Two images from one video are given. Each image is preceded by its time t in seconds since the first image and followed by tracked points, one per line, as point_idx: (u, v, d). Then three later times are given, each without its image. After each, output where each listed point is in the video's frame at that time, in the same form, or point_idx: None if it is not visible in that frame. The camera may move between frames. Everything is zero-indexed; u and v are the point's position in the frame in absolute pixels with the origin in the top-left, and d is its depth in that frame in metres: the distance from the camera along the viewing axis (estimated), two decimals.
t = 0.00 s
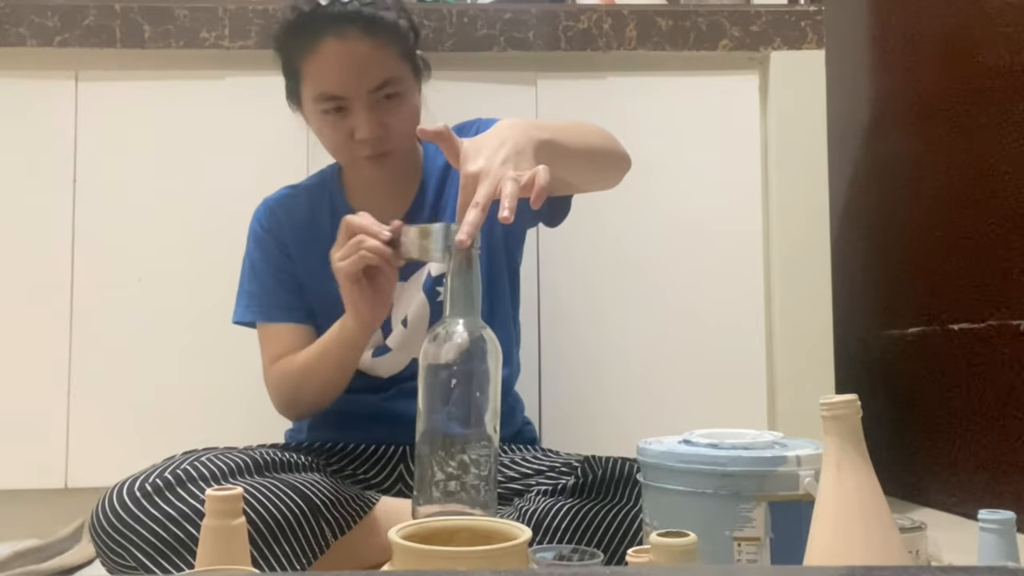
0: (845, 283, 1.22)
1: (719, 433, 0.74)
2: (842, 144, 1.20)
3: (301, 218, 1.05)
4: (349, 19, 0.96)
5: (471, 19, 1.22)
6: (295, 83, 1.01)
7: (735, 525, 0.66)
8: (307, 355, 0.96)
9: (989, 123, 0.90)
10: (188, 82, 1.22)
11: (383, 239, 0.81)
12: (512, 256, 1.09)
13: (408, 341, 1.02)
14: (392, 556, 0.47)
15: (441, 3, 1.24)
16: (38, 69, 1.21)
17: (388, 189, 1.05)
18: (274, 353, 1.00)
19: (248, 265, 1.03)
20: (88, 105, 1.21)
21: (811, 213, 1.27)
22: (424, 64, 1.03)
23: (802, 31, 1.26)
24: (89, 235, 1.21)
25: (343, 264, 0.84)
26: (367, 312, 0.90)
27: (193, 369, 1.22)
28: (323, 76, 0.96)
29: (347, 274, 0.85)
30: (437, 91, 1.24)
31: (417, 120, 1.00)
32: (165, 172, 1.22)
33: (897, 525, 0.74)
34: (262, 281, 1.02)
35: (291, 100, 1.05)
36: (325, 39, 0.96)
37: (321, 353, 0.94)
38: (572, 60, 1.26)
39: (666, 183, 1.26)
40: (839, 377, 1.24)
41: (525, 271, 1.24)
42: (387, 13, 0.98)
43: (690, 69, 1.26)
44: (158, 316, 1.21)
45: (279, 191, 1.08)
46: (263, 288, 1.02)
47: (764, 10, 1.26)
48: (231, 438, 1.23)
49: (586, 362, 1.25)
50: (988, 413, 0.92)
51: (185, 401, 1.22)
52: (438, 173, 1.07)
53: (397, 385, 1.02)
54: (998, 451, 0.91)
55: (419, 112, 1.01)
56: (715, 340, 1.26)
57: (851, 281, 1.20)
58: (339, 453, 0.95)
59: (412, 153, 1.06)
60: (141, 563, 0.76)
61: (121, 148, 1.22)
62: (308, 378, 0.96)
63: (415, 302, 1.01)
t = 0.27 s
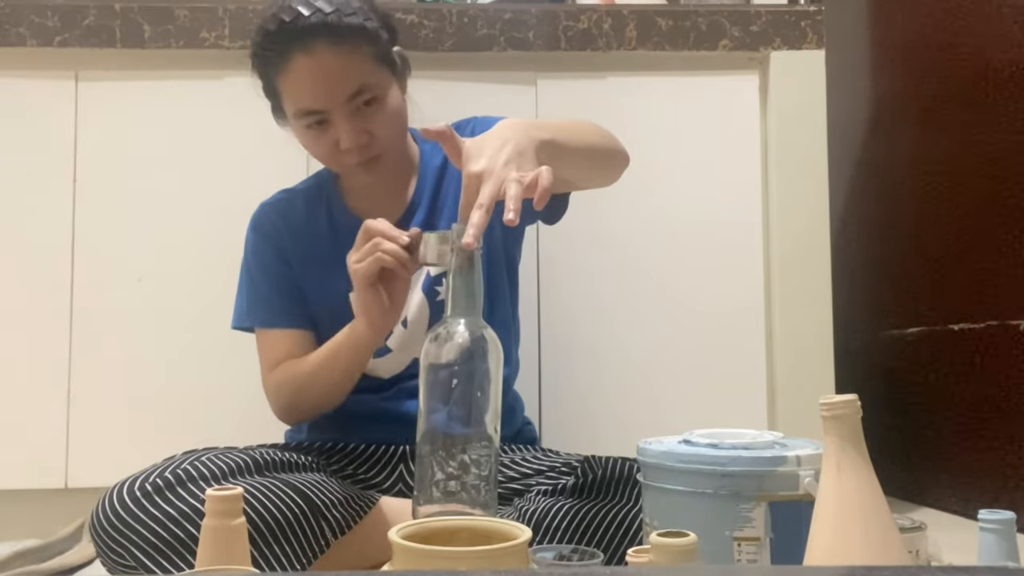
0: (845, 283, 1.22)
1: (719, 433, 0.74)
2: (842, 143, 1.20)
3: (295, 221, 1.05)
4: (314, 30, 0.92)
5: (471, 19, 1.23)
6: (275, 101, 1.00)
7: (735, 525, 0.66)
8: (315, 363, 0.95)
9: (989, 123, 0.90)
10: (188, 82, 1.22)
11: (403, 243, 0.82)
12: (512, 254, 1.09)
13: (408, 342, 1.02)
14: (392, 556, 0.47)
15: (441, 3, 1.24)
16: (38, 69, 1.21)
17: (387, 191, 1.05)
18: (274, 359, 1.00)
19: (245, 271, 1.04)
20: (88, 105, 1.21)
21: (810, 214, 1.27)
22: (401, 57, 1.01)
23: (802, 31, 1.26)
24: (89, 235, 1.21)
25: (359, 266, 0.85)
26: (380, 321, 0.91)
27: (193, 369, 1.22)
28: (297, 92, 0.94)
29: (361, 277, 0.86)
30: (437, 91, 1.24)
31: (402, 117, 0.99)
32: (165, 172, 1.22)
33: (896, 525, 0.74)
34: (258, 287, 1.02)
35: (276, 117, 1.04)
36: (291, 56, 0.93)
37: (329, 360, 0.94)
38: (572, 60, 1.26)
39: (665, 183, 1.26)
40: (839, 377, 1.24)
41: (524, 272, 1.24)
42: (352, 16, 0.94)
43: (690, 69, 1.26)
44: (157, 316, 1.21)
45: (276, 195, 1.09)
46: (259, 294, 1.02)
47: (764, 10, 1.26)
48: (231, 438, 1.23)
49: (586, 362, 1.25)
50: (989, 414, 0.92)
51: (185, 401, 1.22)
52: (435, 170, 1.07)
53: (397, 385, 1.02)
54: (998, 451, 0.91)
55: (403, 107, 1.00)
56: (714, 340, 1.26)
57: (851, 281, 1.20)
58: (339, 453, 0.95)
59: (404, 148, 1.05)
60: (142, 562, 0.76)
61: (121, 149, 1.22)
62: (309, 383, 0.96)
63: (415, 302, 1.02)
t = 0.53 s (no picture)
0: (845, 283, 1.22)
1: (719, 433, 0.74)
2: (842, 143, 1.20)
3: (288, 224, 1.05)
4: (296, 35, 0.93)
5: (471, 19, 1.22)
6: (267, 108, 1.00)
7: (735, 525, 0.66)
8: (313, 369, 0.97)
9: (989, 123, 0.90)
10: (188, 82, 1.22)
11: (371, 266, 0.83)
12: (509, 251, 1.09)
13: (407, 341, 1.01)
14: (392, 556, 0.47)
15: (441, 3, 1.24)
16: (38, 68, 1.21)
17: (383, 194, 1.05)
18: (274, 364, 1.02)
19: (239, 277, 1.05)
20: (88, 105, 1.21)
21: (810, 214, 1.27)
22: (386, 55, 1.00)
23: (802, 31, 1.26)
24: (89, 235, 1.21)
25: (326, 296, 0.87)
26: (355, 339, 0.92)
27: (193, 369, 1.22)
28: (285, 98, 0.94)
29: (334, 306, 0.87)
30: (437, 91, 1.24)
31: (392, 116, 0.99)
32: (165, 171, 1.22)
33: (896, 525, 0.74)
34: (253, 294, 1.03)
35: (269, 125, 1.04)
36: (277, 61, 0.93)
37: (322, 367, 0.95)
38: (572, 60, 1.26)
39: (665, 183, 1.26)
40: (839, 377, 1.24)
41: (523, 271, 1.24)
42: (334, 18, 0.94)
43: (690, 69, 1.26)
44: (157, 316, 1.21)
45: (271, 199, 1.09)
46: (255, 299, 1.04)
47: (764, 10, 1.25)
48: (231, 437, 1.23)
49: (586, 362, 1.25)
50: (989, 414, 0.92)
51: (185, 400, 1.22)
52: (429, 168, 1.07)
53: (397, 385, 1.02)
54: (998, 452, 0.91)
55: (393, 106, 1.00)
56: (714, 340, 1.26)
57: (851, 281, 1.20)
58: (339, 453, 0.95)
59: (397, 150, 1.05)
60: (142, 562, 0.77)
61: (121, 149, 1.22)
62: (304, 392, 0.97)
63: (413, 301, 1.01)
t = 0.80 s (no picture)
0: (846, 283, 1.22)
1: (719, 433, 0.74)
2: (842, 143, 1.20)
3: (292, 223, 1.05)
4: (302, 34, 0.92)
5: (471, 19, 1.23)
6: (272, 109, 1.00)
7: (735, 525, 0.66)
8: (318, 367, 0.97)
9: (989, 123, 0.90)
10: (188, 81, 1.22)
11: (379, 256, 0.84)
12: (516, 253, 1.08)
13: (411, 344, 1.02)
14: (392, 556, 0.47)
15: (441, 3, 1.25)
16: (38, 69, 1.21)
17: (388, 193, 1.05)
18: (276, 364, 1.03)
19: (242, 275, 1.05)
20: (88, 105, 1.21)
21: (809, 215, 1.27)
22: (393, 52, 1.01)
23: (802, 31, 1.26)
24: (89, 235, 1.21)
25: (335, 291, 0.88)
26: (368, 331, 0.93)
27: (193, 369, 1.22)
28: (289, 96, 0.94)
29: (347, 300, 0.88)
30: (437, 91, 1.24)
31: (398, 116, 0.98)
32: (165, 172, 1.22)
33: (896, 525, 0.74)
34: (256, 292, 1.03)
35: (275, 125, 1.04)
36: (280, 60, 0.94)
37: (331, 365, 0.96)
38: (572, 60, 1.26)
39: (665, 183, 1.26)
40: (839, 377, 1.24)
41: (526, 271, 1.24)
42: (339, 17, 0.94)
43: (690, 69, 1.26)
44: (157, 316, 1.21)
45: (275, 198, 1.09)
46: (258, 298, 1.03)
47: (764, 10, 1.25)
48: (231, 437, 1.23)
49: (586, 363, 1.25)
50: (989, 414, 0.92)
51: (185, 401, 1.22)
52: (435, 169, 1.07)
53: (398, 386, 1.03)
54: (998, 452, 0.91)
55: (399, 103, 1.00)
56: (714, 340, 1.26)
57: (851, 281, 1.20)
58: (340, 453, 0.95)
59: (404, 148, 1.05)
60: (142, 562, 0.77)
61: (121, 149, 1.22)
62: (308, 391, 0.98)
63: (417, 304, 1.01)
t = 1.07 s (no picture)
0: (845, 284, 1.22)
1: (719, 433, 0.74)
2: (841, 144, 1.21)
3: (289, 224, 1.05)
4: (291, 40, 0.92)
5: (471, 19, 1.23)
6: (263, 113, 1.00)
7: (735, 525, 0.66)
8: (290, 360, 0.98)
9: (989, 123, 0.90)
10: (188, 81, 1.22)
11: (336, 253, 0.86)
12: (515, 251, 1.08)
13: (408, 346, 1.02)
14: (392, 556, 0.47)
15: (441, 3, 1.24)
16: (38, 68, 1.21)
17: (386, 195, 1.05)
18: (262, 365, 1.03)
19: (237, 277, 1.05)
20: (88, 105, 1.21)
21: (809, 215, 1.27)
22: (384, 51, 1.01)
23: (802, 31, 1.26)
24: (90, 234, 1.21)
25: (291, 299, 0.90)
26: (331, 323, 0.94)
27: (193, 369, 1.22)
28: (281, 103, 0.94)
29: (310, 301, 0.90)
30: (436, 91, 1.24)
31: (391, 116, 0.98)
32: (166, 171, 1.22)
33: (897, 525, 0.74)
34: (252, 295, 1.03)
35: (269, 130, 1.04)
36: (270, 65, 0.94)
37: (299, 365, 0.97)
38: (572, 60, 1.26)
39: (664, 183, 1.26)
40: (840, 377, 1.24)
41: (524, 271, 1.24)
42: (327, 21, 0.94)
43: (690, 69, 1.26)
44: (158, 316, 1.22)
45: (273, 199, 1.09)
46: (255, 302, 1.03)
47: (764, 10, 1.25)
48: (231, 438, 1.23)
49: (586, 362, 1.25)
50: (989, 414, 0.92)
51: (185, 400, 1.22)
52: (434, 169, 1.07)
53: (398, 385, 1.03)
54: (998, 452, 0.91)
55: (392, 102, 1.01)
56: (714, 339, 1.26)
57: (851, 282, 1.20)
58: (339, 453, 0.95)
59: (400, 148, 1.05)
60: (143, 563, 0.77)
61: (121, 149, 1.22)
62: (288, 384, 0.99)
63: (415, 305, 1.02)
